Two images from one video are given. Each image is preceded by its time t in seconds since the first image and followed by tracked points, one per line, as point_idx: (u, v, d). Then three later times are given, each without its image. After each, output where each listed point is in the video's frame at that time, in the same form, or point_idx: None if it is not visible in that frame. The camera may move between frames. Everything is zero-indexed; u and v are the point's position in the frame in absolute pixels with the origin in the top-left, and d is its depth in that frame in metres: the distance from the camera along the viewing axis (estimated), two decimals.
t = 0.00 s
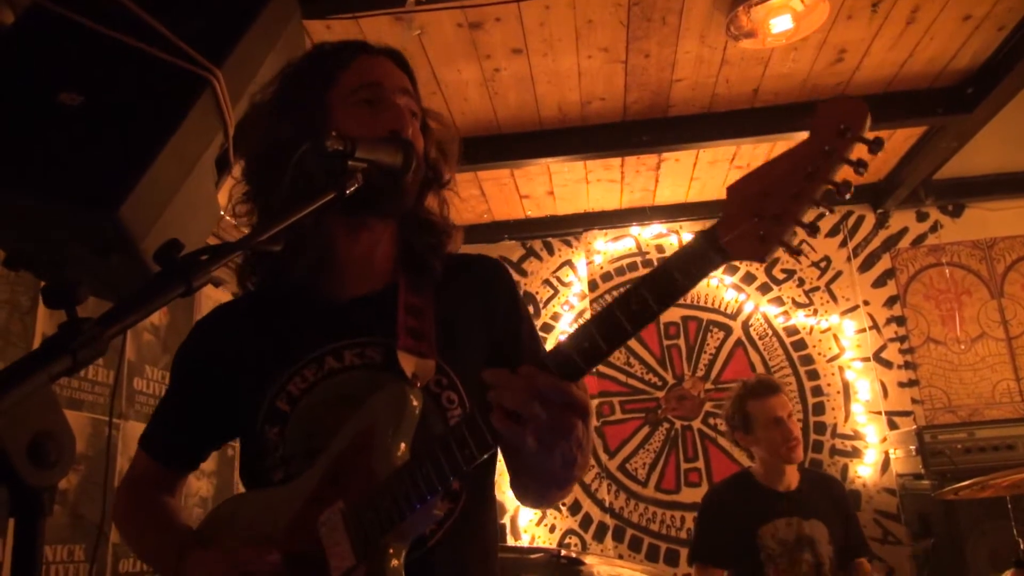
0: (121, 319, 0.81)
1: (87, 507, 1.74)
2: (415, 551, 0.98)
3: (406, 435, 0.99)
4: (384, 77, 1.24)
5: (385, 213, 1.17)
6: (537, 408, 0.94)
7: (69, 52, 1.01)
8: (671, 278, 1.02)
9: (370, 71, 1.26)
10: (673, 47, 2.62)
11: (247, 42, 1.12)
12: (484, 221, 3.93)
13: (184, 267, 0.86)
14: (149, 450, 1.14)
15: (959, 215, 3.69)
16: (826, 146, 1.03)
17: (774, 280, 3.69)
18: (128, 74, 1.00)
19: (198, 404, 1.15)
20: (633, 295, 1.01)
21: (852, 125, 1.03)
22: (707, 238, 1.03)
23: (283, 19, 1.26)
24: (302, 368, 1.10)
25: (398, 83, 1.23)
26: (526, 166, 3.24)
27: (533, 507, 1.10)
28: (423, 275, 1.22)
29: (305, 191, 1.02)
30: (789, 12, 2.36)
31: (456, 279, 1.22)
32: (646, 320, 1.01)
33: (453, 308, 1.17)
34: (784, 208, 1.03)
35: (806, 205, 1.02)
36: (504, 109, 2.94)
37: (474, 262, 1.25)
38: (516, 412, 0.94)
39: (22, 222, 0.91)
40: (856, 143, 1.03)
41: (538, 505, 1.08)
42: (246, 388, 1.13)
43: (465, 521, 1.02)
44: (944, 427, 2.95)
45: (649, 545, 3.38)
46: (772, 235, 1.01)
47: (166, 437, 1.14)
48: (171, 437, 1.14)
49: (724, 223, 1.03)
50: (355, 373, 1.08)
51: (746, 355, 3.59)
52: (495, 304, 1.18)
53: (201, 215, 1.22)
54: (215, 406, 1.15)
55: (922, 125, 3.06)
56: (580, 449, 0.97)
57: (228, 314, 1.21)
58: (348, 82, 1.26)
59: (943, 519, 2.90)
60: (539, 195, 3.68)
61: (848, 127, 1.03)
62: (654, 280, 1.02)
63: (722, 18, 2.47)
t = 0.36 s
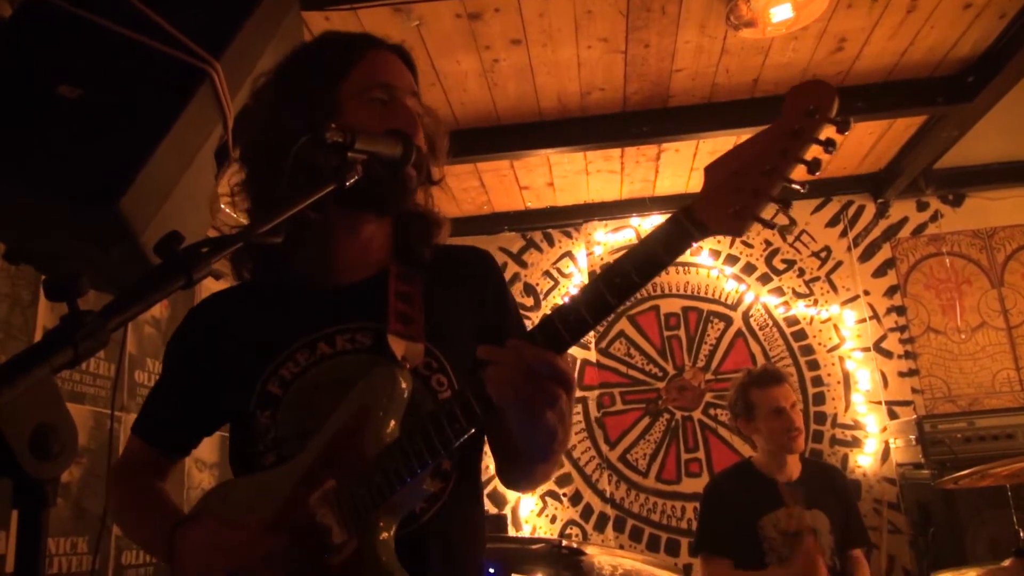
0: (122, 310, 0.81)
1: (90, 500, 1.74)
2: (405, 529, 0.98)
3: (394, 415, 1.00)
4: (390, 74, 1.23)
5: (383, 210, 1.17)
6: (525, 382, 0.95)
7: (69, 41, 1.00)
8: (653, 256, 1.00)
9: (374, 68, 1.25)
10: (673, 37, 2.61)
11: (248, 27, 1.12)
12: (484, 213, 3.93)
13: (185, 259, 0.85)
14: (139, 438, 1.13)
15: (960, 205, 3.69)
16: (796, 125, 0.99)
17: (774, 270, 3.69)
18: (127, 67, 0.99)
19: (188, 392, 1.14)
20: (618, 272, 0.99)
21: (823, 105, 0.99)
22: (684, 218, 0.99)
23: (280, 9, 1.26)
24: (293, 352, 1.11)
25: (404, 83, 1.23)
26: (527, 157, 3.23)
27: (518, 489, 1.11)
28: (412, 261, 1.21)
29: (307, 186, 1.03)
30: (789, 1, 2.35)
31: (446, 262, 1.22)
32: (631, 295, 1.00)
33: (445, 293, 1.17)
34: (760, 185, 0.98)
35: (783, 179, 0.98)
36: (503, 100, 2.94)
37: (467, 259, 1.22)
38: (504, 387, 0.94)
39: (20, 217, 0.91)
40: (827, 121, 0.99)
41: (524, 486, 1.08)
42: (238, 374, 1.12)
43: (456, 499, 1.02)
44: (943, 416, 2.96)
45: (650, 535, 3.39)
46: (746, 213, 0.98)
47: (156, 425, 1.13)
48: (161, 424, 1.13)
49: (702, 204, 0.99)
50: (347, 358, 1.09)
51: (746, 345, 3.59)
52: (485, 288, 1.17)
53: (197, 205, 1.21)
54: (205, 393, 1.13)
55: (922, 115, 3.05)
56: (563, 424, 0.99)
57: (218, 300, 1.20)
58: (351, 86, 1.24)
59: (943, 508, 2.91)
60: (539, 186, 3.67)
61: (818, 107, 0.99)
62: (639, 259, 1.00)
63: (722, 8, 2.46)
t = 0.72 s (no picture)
0: (122, 308, 0.82)
1: (90, 496, 1.74)
2: (399, 530, 0.98)
3: (391, 416, 1.01)
4: (388, 83, 1.24)
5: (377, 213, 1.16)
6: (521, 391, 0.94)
7: (60, 32, 0.97)
8: (651, 272, 0.98)
9: (370, 74, 1.25)
10: (674, 34, 2.61)
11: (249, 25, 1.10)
12: (484, 210, 3.93)
13: (185, 255, 0.85)
14: (135, 435, 1.13)
15: (960, 202, 3.68)
16: (789, 147, 0.99)
17: (774, 268, 3.69)
18: (127, 63, 0.98)
19: (187, 390, 1.14)
20: (616, 280, 0.99)
21: (813, 128, 1.00)
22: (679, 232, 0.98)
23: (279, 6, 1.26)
24: (290, 355, 1.10)
25: (396, 88, 1.23)
26: (527, 154, 3.23)
27: (505, 489, 1.11)
28: (407, 264, 1.22)
29: (302, 182, 1.03)
30: None
31: (438, 265, 1.21)
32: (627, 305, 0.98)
33: (438, 297, 1.17)
34: (753, 204, 0.97)
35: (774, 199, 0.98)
36: (504, 97, 2.93)
37: (459, 262, 1.22)
38: (502, 392, 0.93)
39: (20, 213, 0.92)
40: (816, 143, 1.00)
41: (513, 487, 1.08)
42: (235, 373, 1.12)
43: (445, 502, 1.02)
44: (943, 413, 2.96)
45: (650, 533, 3.39)
46: (740, 230, 0.97)
47: (154, 421, 1.13)
48: (159, 421, 1.13)
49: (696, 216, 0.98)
50: (343, 360, 1.09)
51: (747, 343, 3.59)
52: (478, 293, 1.17)
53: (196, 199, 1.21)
54: (203, 391, 1.14)
55: (923, 112, 3.05)
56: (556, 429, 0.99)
57: (216, 298, 1.20)
58: (348, 92, 1.24)
59: (943, 505, 2.91)
60: (539, 183, 3.67)
61: (809, 130, 0.99)
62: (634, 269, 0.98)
63: (723, 5, 2.45)
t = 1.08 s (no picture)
0: (119, 308, 0.82)
1: (89, 494, 1.74)
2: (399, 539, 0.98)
3: (394, 423, 1.00)
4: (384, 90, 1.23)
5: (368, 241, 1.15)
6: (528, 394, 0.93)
7: (53, 26, 0.95)
8: (648, 277, 0.99)
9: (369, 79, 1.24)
10: (674, 33, 2.61)
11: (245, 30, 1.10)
12: (483, 209, 3.93)
13: (183, 255, 0.85)
14: (140, 449, 1.13)
15: (960, 202, 3.68)
16: (783, 155, 0.96)
17: (774, 267, 3.69)
18: (126, 63, 0.98)
19: (192, 403, 1.14)
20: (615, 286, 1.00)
21: (808, 136, 0.97)
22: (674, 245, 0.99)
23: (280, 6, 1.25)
24: (293, 365, 1.10)
25: (391, 90, 1.24)
26: (526, 153, 3.23)
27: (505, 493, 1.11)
28: (406, 275, 1.23)
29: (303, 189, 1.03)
30: None
31: (437, 281, 1.23)
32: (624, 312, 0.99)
33: (438, 308, 1.18)
34: (747, 211, 0.95)
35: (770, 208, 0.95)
36: (503, 96, 2.93)
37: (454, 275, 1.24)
38: (502, 397, 0.93)
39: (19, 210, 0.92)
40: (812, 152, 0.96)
41: (507, 496, 1.09)
42: (238, 385, 1.12)
43: (444, 512, 1.03)
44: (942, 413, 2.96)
45: (649, 532, 3.39)
46: (737, 239, 0.95)
47: (158, 434, 1.13)
48: (164, 434, 1.13)
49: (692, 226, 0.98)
50: (344, 372, 1.08)
51: (746, 342, 3.59)
52: (477, 306, 1.18)
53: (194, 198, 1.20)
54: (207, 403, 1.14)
55: (923, 111, 3.05)
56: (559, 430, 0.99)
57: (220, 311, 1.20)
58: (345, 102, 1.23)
59: (942, 506, 2.91)
60: (539, 182, 3.67)
61: (805, 139, 0.96)
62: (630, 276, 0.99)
63: (722, 4, 2.45)
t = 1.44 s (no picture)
0: (116, 301, 0.81)
1: (85, 490, 1.74)
2: (397, 535, 0.98)
3: (397, 419, 1.00)
4: (389, 87, 1.23)
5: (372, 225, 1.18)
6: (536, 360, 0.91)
7: (58, 27, 0.96)
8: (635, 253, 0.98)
9: (368, 79, 1.24)
10: (673, 32, 2.61)
11: (265, 49, 1.13)
12: (483, 207, 3.93)
13: (180, 249, 0.86)
14: (163, 447, 1.18)
15: (959, 202, 3.68)
16: (774, 113, 0.94)
17: (773, 267, 3.70)
18: (119, 55, 0.94)
19: (205, 401, 1.18)
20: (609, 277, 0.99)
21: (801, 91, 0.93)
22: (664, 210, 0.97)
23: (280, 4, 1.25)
24: (296, 361, 1.13)
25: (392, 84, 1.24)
26: (526, 151, 3.23)
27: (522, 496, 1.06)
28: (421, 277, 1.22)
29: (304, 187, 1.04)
30: None
31: (452, 280, 1.21)
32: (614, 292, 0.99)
33: (447, 304, 1.18)
34: (737, 175, 0.96)
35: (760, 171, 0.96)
36: (503, 94, 2.93)
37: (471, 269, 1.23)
38: (485, 384, 0.91)
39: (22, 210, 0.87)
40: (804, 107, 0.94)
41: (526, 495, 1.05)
42: (248, 381, 1.16)
43: (449, 511, 1.01)
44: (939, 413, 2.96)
45: (647, 531, 3.39)
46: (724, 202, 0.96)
47: (178, 433, 1.17)
48: (182, 431, 1.17)
49: (681, 196, 0.97)
50: (345, 365, 1.10)
51: (745, 342, 3.59)
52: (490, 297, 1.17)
53: (206, 199, 1.10)
54: (220, 400, 1.18)
55: (921, 111, 3.05)
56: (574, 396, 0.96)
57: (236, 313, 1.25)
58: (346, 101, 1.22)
59: (939, 505, 2.91)
60: (538, 180, 3.67)
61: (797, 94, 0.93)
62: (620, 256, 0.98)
63: (722, 2, 2.44)
